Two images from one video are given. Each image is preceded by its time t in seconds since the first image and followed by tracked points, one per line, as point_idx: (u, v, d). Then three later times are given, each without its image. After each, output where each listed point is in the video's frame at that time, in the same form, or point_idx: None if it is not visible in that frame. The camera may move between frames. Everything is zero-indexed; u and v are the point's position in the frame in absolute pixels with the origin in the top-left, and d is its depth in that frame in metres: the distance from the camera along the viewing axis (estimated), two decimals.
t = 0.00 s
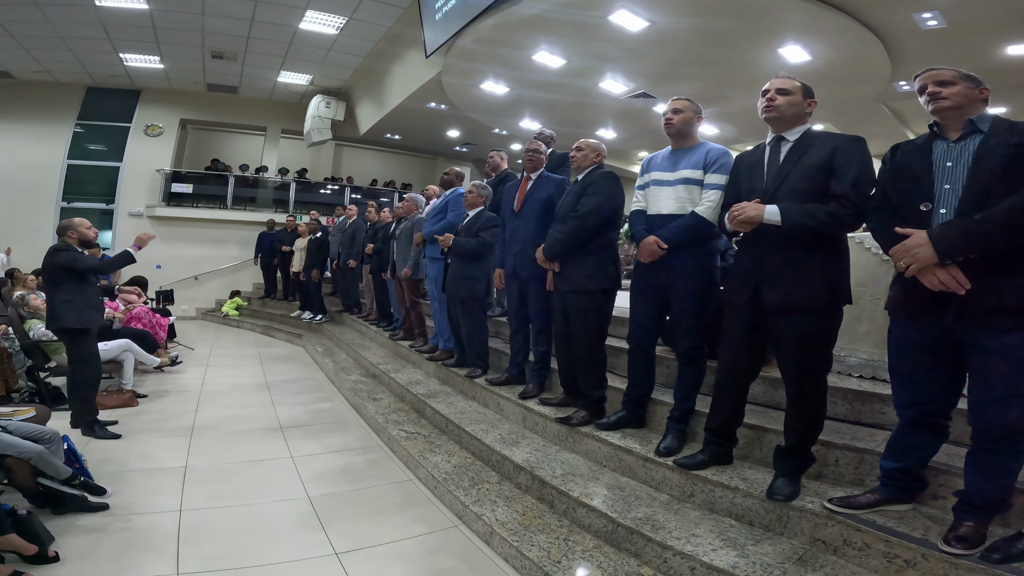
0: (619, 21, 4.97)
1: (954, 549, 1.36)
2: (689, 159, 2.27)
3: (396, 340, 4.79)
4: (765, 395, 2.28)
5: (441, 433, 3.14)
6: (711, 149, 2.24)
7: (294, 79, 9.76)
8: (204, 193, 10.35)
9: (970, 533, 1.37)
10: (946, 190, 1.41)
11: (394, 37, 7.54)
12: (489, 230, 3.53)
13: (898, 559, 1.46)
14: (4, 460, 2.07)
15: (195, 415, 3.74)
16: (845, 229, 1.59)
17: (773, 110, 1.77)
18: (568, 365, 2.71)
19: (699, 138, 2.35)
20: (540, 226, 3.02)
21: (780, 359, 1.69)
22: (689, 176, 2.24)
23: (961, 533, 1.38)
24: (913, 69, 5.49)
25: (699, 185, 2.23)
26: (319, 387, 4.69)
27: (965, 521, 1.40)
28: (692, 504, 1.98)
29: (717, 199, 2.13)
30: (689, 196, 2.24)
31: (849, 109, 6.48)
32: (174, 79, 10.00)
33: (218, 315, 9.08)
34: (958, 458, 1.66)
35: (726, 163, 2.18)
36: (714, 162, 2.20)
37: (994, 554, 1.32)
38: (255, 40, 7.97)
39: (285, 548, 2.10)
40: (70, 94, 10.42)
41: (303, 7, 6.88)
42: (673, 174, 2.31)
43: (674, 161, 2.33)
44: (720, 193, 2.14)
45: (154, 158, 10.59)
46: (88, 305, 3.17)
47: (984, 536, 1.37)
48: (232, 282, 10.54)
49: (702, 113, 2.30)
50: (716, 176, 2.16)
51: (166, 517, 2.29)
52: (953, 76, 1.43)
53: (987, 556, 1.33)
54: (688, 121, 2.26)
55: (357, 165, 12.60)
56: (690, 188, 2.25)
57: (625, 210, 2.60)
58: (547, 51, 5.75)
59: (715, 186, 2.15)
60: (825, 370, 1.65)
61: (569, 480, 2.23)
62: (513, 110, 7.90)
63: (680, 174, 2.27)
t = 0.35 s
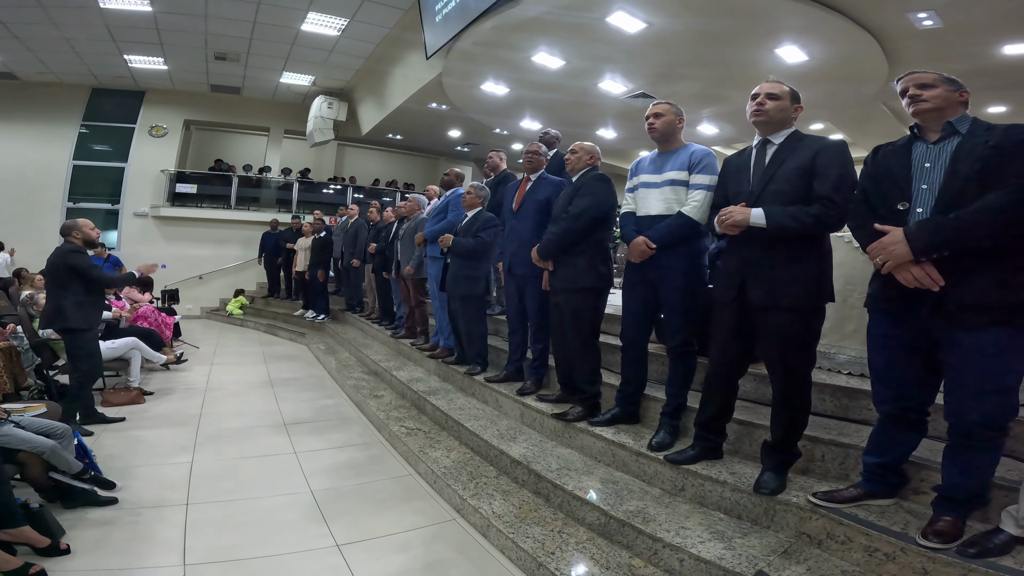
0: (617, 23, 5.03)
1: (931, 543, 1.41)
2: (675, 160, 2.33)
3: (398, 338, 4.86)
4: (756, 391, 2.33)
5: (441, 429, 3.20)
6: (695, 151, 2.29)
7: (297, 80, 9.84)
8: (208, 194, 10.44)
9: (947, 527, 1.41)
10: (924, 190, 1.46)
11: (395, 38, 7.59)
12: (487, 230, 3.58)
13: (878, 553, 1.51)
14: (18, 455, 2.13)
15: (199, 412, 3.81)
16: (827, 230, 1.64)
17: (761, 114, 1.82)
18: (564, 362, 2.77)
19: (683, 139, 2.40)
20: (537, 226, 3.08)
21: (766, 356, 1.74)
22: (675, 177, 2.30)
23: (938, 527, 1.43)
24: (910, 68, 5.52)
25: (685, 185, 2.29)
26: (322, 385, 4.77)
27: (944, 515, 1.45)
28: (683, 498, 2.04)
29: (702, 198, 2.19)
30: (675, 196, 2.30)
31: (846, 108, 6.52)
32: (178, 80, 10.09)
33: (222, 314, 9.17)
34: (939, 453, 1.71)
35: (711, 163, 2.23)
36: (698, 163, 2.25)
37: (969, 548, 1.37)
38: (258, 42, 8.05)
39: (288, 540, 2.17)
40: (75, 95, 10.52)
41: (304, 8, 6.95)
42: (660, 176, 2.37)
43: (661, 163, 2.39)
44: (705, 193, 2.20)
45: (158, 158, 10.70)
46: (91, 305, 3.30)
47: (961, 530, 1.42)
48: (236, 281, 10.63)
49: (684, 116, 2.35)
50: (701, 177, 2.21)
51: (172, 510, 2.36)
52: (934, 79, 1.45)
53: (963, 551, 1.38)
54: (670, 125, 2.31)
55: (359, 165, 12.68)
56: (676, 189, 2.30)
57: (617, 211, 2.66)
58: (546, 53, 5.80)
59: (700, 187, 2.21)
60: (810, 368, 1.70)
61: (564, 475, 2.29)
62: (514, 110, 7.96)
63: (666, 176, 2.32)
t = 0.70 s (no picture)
0: (617, 23, 5.06)
1: (918, 535, 1.46)
2: (661, 160, 2.42)
3: (401, 336, 4.92)
4: (752, 388, 2.38)
5: (443, 425, 3.26)
6: (679, 150, 2.38)
7: (300, 80, 9.89)
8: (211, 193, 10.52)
9: (934, 520, 1.46)
10: (909, 189, 1.49)
11: (397, 38, 7.64)
12: (489, 229, 3.62)
13: (868, 545, 1.56)
14: (32, 450, 2.17)
15: (206, 409, 3.88)
16: (817, 228, 1.68)
17: (757, 115, 1.86)
18: (564, 359, 2.83)
19: (672, 139, 2.49)
20: (538, 226, 3.13)
21: (760, 352, 1.79)
22: (661, 177, 2.39)
23: (926, 520, 1.47)
24: (909, 68, 5.55)
25: (670, 184, 2.38)
26: (326, 382, 4.83)
27: (932, 509, 1.49)
28: (680, 492, 2.09)
29: (684, 195, 2.27)
30: (662, 195, 2.39)
31: (846, 108, 6.56)
32: (182, 80, 10.15)
33: (226, 312, 9.25)
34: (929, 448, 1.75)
35: (693, 160, 2.30)
36: (681, 161, 2.33)
37: (956, 541, 1.42)
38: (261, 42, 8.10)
39: (294, 533, 2.22)
40: (79, 95, 10.58)
41: (307, 9, 7.00)
42: (648, 177, 2.47)
43: (649, 165, 2.49)
44: (689, 190, 2.27)
45: (163, 158, 10.77)
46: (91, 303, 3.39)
47: (948, 523, 1.46)
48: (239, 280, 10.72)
49: (668, 118, 2.45)
50: (684, 175, 2.29)
51: (181, 505, 2.42)
52: (927, 81, 1.48)
53: (949, 543, 1.42)
54: (656, 127, 2.41)
55: (361, 164, 12.74)
56: (662, 188, 2.39)
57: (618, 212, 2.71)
58: (547, 53, 5.84)
59: (683, 184, 2.29)
60: (802, 363, 1.75)
61: (564, 469, 2.34)
62: (515, 110, 8.00)
63: (653, 177, 2.42)
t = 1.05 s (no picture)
0: (618, 26, 5.13)
1: (904, 522, 1.52)
2: (648, 160, 2.52)
3: (405, 333, 5.00)
4: (748, 382, 2.45)
5: (447, 420, 3.33)
6: (666, 150, 2.46)
7: (302, 81, 9.96)
8: (215, 193, 10.61)
9: (920, 508, 1.52)
10: (892, 189, 1.57)
11: (400, 39, 7.70)
12: (491, 229, 3.70)
13: (858, 533, 1.62)
14: (51, 443, 2.24)
15: (214, 406, 3.95)
16: (807, 226, 1.75)
17: (762, 119, 1.91)
18: (565, 355, 2.90)
19: (664, 141, 2.57)
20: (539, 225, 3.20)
21: (753, 347, 1.87)
22: (646, 177, 2.49)
23: (912, 508, 1.54)
24: (906, 69, 5.62)
25: (654, 183, 2.47)
26: (331, 379, 4.92)
27: (918, 497, 1.56)
28: (678, 482, 2.16)
29: (664, 193, 2.35)
30: (647, 194, 2.48)
31: (844, 109, 6.62)
32: (186, 81, 10.24)
33: (230, 311, 9.33)
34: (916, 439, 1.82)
35: (676, 159, 2.38)
36: (666, 161, 2.41)
37: (940, 528, 1.48)
38: (264, 43, 8.18)
39: (305, 524, 2.29)
40: (83, 96, 10.66)
41: (311, 11, 7.07)
42: (637, 177, 2.57)
43: (639, 164, 2.59)
44: (669, 188, 2.35)
45: (167, 158, 10.85)
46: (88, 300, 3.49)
47: (933, 511, 1.53)
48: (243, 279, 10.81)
49: (662, 121, 2.54)
50: (666, 174, 2.38)
51: (194, 498, 2.48)
52: (912, 85, 1.54)
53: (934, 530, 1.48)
54: (648, 130, 2.51)
55: (363, 164, 12.81)
56: (647, 186, 2.49)
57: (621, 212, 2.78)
58: (548, 55, 5.91)
59: (665, 182, 2.37)
60: (793, 356, 1.82)
61: (565, 461, 2.42)
62: (517, 111, 8.08)
63: (640, 176, 2.53)
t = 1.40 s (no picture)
0: (616, 29, 5.20)
1: (886, 513, 1.59)
2: (636, 162, 2.61)
3: (407, 333, 5.09)
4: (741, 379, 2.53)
5: (450, 417, 3.41)
6: (654, 153, 2.54)
7: (305, 82, 10.04)
8: (218, 194, 10.71)
9: (901, 499, 1.59)
10: (872, 193, 1.64)
11: (402, 42, 7.78)
12: (492, 230, 3.78)
13: (843, 523, 1.69)
14: (68, 439, 2.32)
15: (221, 403, 4.03)
16: (794, 227, 1.83)
17: (743, 121, 2.00)
18: (564, 352, 2.98)
19: (659, 144, 2.65)
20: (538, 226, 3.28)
21: (743, 343, 1.94)
22: (634, 178, 2.58)
23: (894, 499, 1.60)
24: (902, 70, 5.69)
25: (640, 184, 2.55)
26: (335, 378, 5.00)
27: (900, 489, 1.62)
28: (673, 475, 2.23)
29: (648, 192, 2.43)
30: (634, 194, 2.56)
31: (842, 110, 6.69)
32: (189, 83, 10.33)
33: (233, 311, 9.42)
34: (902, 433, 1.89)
35: (660, 162, 2.46)
36: (653, 163, 2.50)
37: (921, 519, 1.55)
38: (268, 46, 8.27)
39: (313, 516, 2.36)
40: (87, 97, 10.76)
41: (314, 14, 7.14)
42: (627, 179, 2.67)
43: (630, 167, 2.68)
44: (654, 188, 2.43)
45: (170, 159, 10.95)
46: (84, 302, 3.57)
47: (914, 502, 1.59)
48: (246, 280, 10.90)
49: (659, 126, 2.62)
50: (652, 175, 2.46)
51: (205, 493, 2.56)
52: (892, 93, 1.62)
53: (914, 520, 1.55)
54: (643, 132, 2.58)
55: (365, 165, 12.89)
56: (635, 188, 2.57)
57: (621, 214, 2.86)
58: (548, 58, 5.98)
59: (650, 183, 2.46)
60: (781, 353, 1.90)
61: (565, 455, 2.49)
62: (517, 113, 8.16)
63: (629, 178, 2.62)
